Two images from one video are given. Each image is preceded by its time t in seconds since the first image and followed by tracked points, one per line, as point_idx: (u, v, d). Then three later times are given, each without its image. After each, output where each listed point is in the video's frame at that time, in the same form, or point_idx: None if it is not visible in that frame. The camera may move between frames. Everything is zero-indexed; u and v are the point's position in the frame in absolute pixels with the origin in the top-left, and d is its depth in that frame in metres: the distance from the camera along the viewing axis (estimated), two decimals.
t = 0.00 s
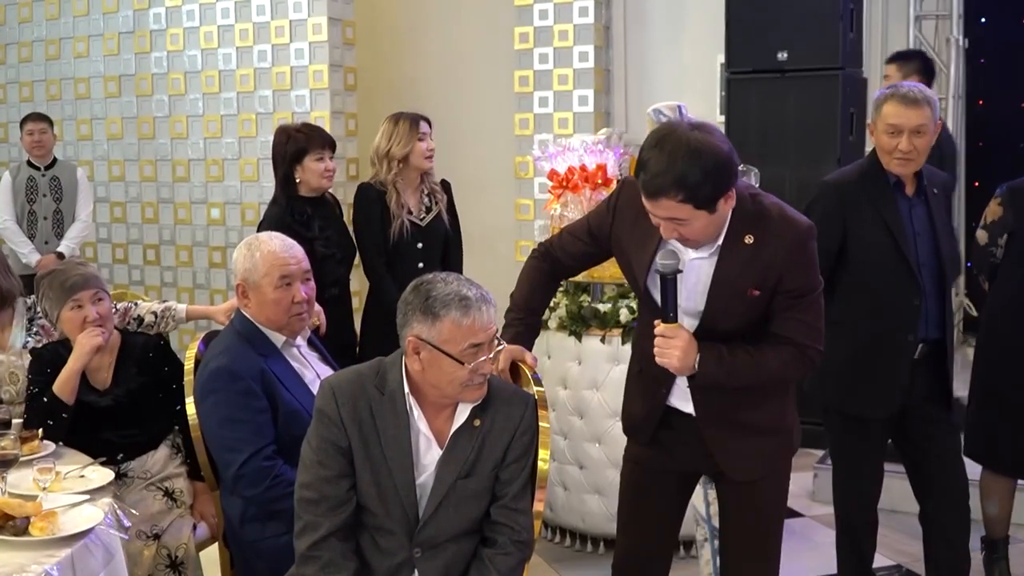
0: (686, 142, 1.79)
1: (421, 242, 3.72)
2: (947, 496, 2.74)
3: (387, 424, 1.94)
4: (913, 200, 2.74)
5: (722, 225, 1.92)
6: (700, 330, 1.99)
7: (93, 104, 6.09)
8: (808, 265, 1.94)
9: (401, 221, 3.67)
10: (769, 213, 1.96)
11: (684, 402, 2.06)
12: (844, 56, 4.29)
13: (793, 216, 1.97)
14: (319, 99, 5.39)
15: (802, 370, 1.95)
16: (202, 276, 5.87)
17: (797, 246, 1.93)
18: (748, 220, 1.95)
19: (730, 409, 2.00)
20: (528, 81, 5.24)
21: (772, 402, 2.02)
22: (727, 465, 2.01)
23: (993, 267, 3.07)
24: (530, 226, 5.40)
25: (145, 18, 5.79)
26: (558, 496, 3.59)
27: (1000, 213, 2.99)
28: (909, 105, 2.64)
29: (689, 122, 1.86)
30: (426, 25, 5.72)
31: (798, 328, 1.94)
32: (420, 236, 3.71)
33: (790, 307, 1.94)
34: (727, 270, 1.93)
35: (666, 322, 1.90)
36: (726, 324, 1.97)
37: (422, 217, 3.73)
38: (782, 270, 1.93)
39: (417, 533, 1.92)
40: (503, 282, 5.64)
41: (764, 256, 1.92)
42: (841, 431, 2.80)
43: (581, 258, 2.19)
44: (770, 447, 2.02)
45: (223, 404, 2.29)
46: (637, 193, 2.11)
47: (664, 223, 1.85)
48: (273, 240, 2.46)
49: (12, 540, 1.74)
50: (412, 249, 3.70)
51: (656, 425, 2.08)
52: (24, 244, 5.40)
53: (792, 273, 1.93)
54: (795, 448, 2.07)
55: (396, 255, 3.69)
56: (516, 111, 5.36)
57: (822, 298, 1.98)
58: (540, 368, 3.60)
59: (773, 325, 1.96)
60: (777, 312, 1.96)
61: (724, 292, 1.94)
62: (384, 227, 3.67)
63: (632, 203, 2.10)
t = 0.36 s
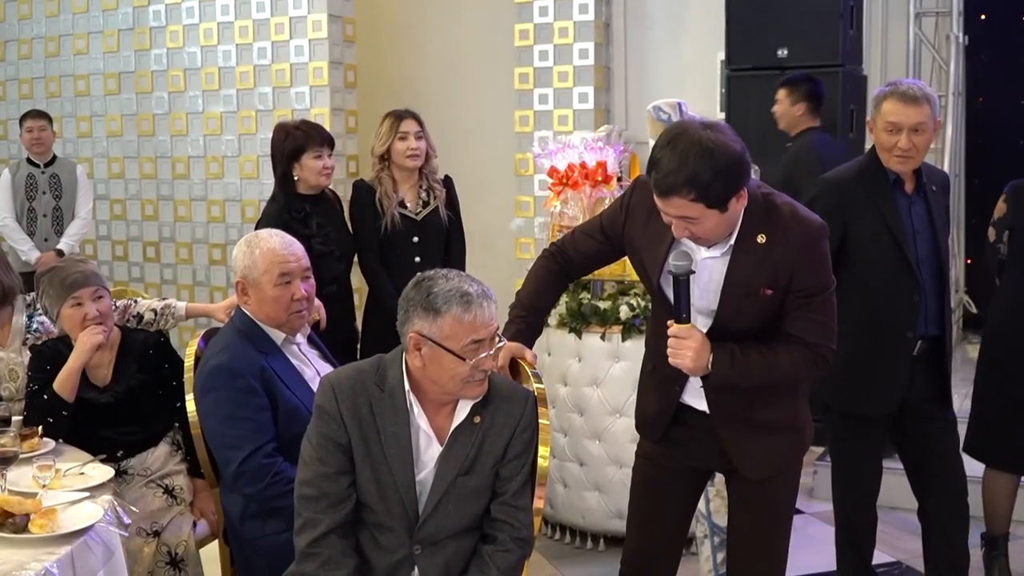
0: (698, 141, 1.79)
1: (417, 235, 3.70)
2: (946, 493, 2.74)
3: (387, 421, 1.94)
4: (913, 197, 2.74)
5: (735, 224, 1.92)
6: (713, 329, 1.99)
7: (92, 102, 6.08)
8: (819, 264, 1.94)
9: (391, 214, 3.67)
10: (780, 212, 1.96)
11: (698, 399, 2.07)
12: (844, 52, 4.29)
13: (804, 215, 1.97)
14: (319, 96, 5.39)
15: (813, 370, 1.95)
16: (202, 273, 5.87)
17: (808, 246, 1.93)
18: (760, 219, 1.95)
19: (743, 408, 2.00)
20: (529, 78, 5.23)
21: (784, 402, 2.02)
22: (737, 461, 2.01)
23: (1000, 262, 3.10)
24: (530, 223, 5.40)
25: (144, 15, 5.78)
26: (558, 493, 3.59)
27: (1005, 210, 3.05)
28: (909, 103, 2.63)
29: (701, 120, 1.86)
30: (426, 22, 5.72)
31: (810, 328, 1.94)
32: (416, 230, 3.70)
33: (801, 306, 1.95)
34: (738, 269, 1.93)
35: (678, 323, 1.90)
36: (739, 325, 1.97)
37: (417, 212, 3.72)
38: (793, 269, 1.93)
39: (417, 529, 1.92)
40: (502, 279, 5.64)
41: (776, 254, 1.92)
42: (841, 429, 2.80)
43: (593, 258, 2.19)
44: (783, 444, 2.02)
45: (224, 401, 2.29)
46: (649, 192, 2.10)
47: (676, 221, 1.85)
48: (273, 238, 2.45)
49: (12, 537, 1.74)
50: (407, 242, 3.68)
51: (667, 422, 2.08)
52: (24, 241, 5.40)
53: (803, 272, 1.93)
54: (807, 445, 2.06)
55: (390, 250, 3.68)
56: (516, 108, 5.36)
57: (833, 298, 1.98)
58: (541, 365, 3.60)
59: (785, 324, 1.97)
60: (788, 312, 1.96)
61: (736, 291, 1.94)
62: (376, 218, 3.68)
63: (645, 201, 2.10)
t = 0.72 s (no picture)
0: (698, 135, 1.79)
1: (413, 232, 3.69)
2: (943, 489, 2.74)
3: (384, 419, 1.94)
4: (909, 194, 2.75)
5: (734, 220, 1.92)
6: (712, 327, 1.99)
7: (89, 98, 6.07)
8: (818, 261, 1.94)
9: (387, 209, 3.67)
10: (780, 209, 1.96)
11: (698, 396, 2.07)
12: (841, 49, 4.30)
13: (803, 213, 1.97)
14: (316, 93, 5.38)
15: (812, 367, 1.94)
16: (199, 270, 5.86)
17: (808, 242, 1.93)
18: (760, 215, 1.95)
19: (742, 404, 2.00)
20: (526, 74, 5.22)
21: (782, 398, 2.02)
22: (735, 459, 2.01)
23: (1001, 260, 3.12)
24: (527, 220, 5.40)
25: (141, 11, 5.77)
26: (556, 490, 3.59)
27: (1007, 207, 3.06)
28: (904, 99, 2.64)
29: (701, 115, 1.86)
30: (423, 18, 5.71)
31: (810, 325, 1.94)
32: (412, 227, 3.69)
33: (800, 303, 1.95)
34: (738, 265, 1.93)
35: (677, 318, 1.90)
36: (739, 322, 1.97)
37: (414, 208, 3.72)
38: (792, 266, 1.93)
39: (414, 527, 1.92)
40: (499, 275, 5.64)
41: (775, 251, 1.92)
42: (838, 425, 2.80)
43: (594, 253, 2.19)
44: (781, 442, 2.01)
45: (221, 398, 2.29)
46: (649, 187, 2.10)
47: (675, 216, 1.85)
48: (269, 235, 2.45)
49: (7, 536, 1.74)
50: (402, 238, 3.68)
51: (666, 418, 2.08)
52: (20, 239, 5.39)
53: (802, 269, 1.93)
54: (807, 443, 2.06)
55: (386, 246, 3.68)
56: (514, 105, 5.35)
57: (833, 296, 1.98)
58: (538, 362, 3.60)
59: (784, 321, 1.96)
60: (787, 309, 1.96)
61: (736, 288, 1.94)
62: (372, 215, 3.68)
63: (645, 197, 2.10)
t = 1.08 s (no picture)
0: (694, 127, 1.79)
1: (409, 231, 3.69)
2: (936, 486, 2.76)
3: (378, 417, 1.94)
4: (902, 193, 2.75)
5: (728, 214, 1.92)
6: (706, 323, 1.99)
7: (83, 96, 6.06)
8: (812, 257, 1.94)
9: (383, 208, 3.67)
10: (775, 206, 1.96)
11: (693, 394, 2.07)
12: (835, 47, 4.30)
13: (798, 210, 1.97)
14: (310, 91, 5.38)
15: (805, 363, 1.95)
16: (193, 268, 5.85)
17: (802, 239, 1.93)
18: (755, 212, 1.95)
19: (736, 401, 2.01)
20: (520, 72, 5.24)
21: (776, 394, 2.02)
22: (730, 456, 2.01)
23: (980, 263, 3.16)
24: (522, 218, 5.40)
25: (134, 10, 5.75)
26: (550, 488, 3.60)
27: (986, 211, 3.10)
28: (899, 98, 2.64)
29: (698, 108, 1.86)
30: (417, 17, 5.71)
31: (804, 322, 1.95)
32: (407, 226, 3.69)
33: (794, 299, 1.95)
34: (732, 262, 1.93)
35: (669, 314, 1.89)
36: (734, 319, 1.97)
37: (410, 207, 3.71)
38: (787, 262, 1.93)
39: (408, 525, 1.92)
40: (494, 274, 5.64)
41: (770, 247, 1.93)
42: (833, 423, 2.80)
43: (590, 251, 2.19)
44: (776, 439, 2.02)
45: (215, 397, 2.29)
46: (645, 183, 2.11)
47: (670, 208, 1.85)
48: (263, 233, 2.44)
49: None
50: (399, 238, 3.68)
51: (660, 417, 2.09)
52: (13, 237, 5.37)
53: (797, 266, 1.93)
54: (801, 440, 2.07)
55: (382, 244, 3.68)
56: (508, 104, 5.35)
57: (827, 292, 1.98)
58: (532, 360, 3.60)
59: (778, 318, 1.97)
60: (781, 305, 1.97)
61: (731, 285, 1.94)
62: (368, 212, 3.68)
63: (641, 194, 2.11)
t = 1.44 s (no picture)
0: (688, 129, 1.79)
1: (407, 231, 3.69)
2: (930, 484, 2.76)
3: (373, 416, 1.94)
4: (895, 191, 2.76)
5: (723, 215, 1.93)
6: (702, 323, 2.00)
7: (77, 95, 6.05)
8: (809, 257, 1.94)
9: (383, 206, 3.66)
10: (771, 206, 1.97)
11: (688, 393, 2.07)
12: (829, 46, 4.31)
13: (794, 209, 1.97)
14: (305, 90, 5.38)
15: (800, 363, 1.95)
16: (187, 267, 5.85)
17: (798, 239, 1.94)
18: (751, 212, 1.95)
19: (731, 400, 2.01)
20: (515, 71, 5.24)
21: (771, 393, 2.02)
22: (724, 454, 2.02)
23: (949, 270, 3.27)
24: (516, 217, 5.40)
25: (128, 8, 5.74)
26: (544, 487, 3.60)
27: (952, 214, 3.23)
28: (891, 97, 2.66)
29: (692, 108, 1.86)
30: (412, 16, 5.71)
31: (801, 322, 1.95)
32: (405, 225, 3.69)
33: (790, 299, 1.95)
34: (728, 262, 1.94)
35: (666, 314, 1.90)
36: (729, 319, 1.98)
37: (408, 207, 3.71)
38: (783, 262, 1.93)
39: (403, 524, 1.92)
40: (489, 273, 5.65)
41: (766, 247, 1.93)
42: (827, 422, 2.81)
43: (585, 250, 2.19)
44: (770, 437, 2.02)
45: (209, 395, 2.29)
46: (641, 182, 2.11)
47: (665, 209, 1.86)
48: (257, 232, 2.44)
49: None
50: (396, 237, 3.68)
51: (655, 415, 2.09)
52: (8, 235, 5.36)
53: (792, 266, 1.93)
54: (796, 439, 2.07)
55: (379, 243, 3.68)
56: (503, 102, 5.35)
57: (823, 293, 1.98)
58: (527, 359, 3.60)
59: (774, 318, 1.97)
60: (776, 305, 1.97)
61: (727, 285, 1.95)
62: (367, 210, 3.67)
63: (637, 193, 2.10)
